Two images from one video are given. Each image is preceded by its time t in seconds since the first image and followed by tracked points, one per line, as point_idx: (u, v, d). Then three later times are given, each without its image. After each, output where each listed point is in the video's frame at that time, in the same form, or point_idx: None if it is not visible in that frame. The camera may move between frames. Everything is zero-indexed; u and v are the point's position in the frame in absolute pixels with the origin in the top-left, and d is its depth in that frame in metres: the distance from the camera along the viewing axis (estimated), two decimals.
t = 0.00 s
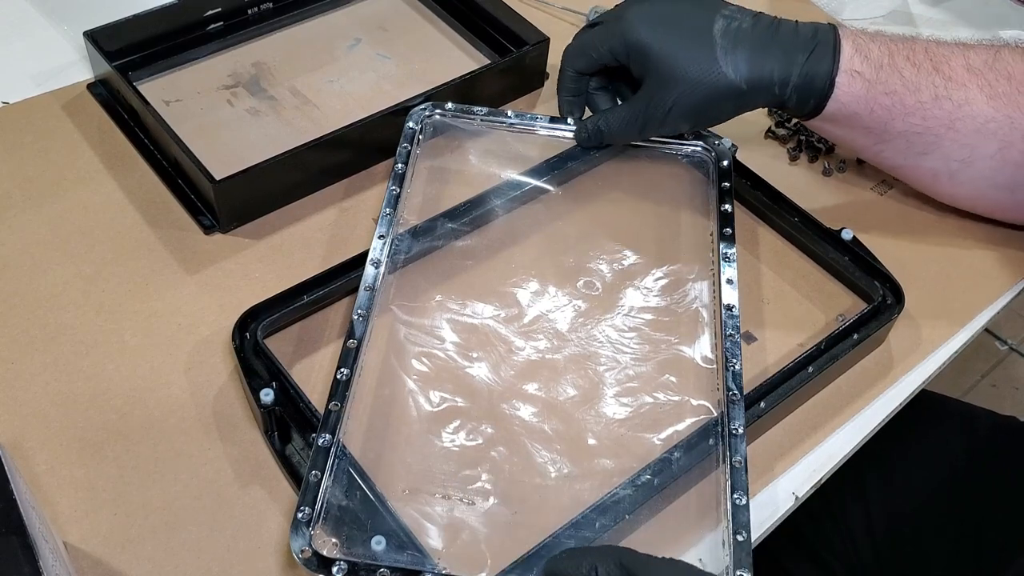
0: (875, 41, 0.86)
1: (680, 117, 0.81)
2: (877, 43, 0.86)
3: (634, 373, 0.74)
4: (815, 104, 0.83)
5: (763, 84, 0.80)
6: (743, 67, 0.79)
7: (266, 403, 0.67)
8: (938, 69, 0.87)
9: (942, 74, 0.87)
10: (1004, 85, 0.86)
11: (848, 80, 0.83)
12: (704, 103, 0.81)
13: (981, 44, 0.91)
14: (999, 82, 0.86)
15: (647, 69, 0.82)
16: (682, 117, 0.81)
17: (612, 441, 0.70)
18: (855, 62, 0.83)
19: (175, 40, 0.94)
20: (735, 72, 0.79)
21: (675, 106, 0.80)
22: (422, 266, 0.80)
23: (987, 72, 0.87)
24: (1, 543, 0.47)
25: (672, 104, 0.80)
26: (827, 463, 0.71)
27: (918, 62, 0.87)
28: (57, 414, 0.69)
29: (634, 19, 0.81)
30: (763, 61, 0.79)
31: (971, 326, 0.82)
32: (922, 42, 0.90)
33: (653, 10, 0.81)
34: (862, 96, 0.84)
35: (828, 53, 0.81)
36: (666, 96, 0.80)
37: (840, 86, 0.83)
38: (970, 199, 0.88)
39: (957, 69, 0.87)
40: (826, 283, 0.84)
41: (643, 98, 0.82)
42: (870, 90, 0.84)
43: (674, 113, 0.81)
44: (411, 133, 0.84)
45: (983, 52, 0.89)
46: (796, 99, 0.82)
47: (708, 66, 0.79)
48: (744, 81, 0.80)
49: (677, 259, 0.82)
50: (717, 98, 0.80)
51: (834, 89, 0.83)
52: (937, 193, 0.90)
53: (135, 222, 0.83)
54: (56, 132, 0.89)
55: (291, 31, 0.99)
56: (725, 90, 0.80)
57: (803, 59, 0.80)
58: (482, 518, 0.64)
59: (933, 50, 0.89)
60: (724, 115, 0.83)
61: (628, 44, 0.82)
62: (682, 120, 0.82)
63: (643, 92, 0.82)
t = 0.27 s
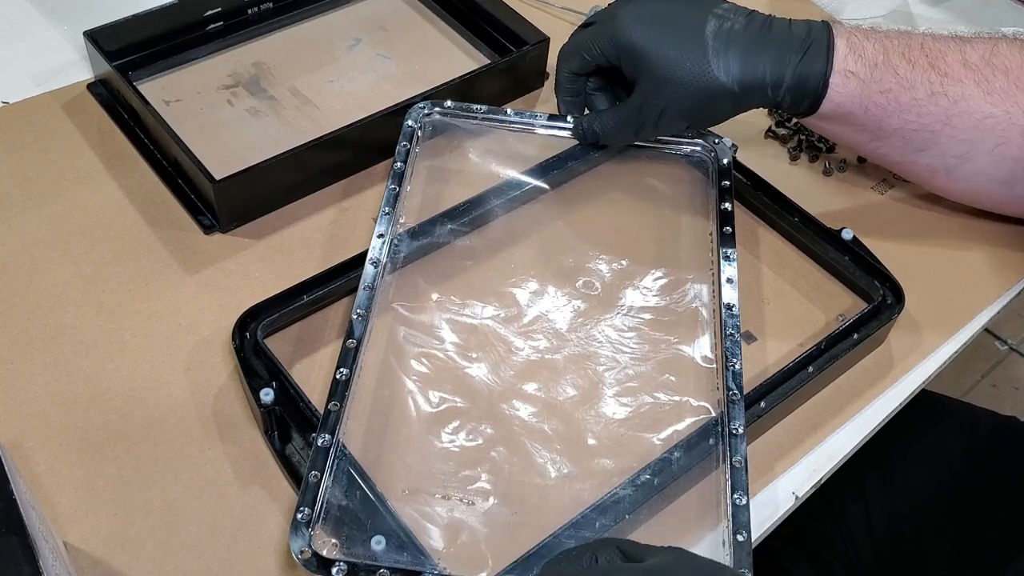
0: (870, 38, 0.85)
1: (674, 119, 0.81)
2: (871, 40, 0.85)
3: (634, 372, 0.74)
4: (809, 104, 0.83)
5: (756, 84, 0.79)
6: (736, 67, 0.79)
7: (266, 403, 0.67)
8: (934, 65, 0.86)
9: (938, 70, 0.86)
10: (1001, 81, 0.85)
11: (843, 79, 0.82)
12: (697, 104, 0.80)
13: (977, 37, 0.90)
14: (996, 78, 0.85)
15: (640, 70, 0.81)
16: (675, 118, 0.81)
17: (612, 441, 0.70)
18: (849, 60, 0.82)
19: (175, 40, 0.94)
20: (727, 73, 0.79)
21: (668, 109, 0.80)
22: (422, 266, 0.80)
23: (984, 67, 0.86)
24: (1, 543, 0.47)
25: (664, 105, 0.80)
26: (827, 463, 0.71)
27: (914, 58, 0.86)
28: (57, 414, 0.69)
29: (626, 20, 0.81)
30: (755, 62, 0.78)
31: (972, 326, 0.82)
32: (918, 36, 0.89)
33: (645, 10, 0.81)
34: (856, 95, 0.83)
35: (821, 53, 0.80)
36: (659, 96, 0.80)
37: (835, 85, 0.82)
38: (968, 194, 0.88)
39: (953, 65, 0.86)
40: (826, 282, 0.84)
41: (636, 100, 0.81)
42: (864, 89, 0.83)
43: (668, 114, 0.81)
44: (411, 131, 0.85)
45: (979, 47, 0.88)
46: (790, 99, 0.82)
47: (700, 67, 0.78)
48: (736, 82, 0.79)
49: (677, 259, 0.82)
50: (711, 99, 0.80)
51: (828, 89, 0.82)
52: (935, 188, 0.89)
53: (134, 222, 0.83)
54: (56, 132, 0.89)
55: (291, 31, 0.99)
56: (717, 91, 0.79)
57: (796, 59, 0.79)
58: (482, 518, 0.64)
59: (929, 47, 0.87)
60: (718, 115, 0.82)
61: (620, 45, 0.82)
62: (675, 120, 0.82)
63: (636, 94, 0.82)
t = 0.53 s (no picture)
0: (875, 34, 0.86)
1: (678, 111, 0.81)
2: (876, 36, 0.86)
3: (634, 372, 0.74)
4: (813, 99, 0.83)
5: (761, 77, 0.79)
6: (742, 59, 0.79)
7: (266, 403, 0.67)
8: (939, 61, 0.86)
9: (943, 66, 0.86)
10: (1007, 77, 0.85)
11: (848, 73, 0.82)
12: (702, 96, 0.80)
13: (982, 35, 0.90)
14: (1002, 74, 0.85)
15: (644, 62, 0.82)
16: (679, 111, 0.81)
17: (612, 441, 0.70)
18: (854, 54, 0.83)
19: (175, 40, 0.94)
20: (733, 66, 0.79)
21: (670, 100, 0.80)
22: (422, 266, 0.80)
23: (989, 64, 0.86)
24: (1, 543, 0.47)
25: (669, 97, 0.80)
26: (827, 463, 0.71)
27: (919, 54, 0.86)
28: (57, 414, 0.69)
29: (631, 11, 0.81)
30: (761, 55, 0.79)
31: (972, 327, 0.82)
32: (924, 33, 0.89)
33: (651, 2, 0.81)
34: (861, 89, 0.83)
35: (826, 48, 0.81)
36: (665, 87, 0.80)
37: (840, 78, 0.82)
38: (972, 192, 0.88)
39: (958, 61, 0.86)
40: (826, 282, 0.84)
41: (639, 91, 0.81)
42: (869, 83, 0.83)
43: (671, 106, 0.81)
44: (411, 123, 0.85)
45: (984, 43, 0.88)
46: (794, 93, 0.82)
47: (705, 59, 0.79)
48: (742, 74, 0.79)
49: (676, 259, 0.82)
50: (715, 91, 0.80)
51: (833, 83, 0.82)
52: (939, 185, 0.89)
53: (134, 222, 0.83)
54: (56, 133, 0.89)
55: (291, 31, 0.99)
56: (721, 84, 0.79)
57: (801, 53, 0.80)
58: (482, 518, 0.64)
59: (934, 42, 0.88)
60: (722, 108, 0.82)
61: (625, 37, 0.82)
62: (678, 113, 0.82)
63: (639, 85, 0.82)
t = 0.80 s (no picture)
0: (890, 15, 0.86)
1: (688, 87, 0.79)
2: (892, 17, 0.86)
3: (634, 372, 0.74)
4: (826, 78, 0.82)
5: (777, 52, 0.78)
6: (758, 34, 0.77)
7: (266, 403, 0.67)
8: (954, 44, 0.86)
9: (958, 50, 0.86)
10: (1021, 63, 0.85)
11: (864, 50, 0.82)
12: (717, 71, 0.78)
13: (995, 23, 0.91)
14: (1016, 60, 0.86)
15: (655, 35, 0.79)
16: (689, 86, 0.79)
17: (611, 441, 0.70)
18: (870, 31, 0.82)
19: (175, 40, 0.94)
20: (749, 39, 0.77)
21: (683, 73, 0.78)
22: (422, 266, 0.80)
23: (1004, 49, 0.87)
24: (1, 543, 0.47)
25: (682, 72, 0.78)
26: (827, 463, 0.71)
27: (934, 36, 0.86)
28: (57, 414, 0.69)
29: None
30: (777, 30, 0.77)
31: (972, 326, 0.82)
32: (938, 18, 0.89)
33: None
34: (877, 67, 0.83)
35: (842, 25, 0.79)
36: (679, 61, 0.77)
37: (857, 54, 0.82)
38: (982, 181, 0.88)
39: (973, 45, 0.87)
40: (826, 283, 0.84)
41: (649, 64, 0.79)
42: (885, 62, 0.83)
43: (682, 81, 0.78)
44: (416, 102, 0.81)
45: (998, 30, 0.89)
46: (808, 71, 0.80)
47: (722, 32, 0.76)
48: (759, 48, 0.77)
49: (677, 259, 0.82)
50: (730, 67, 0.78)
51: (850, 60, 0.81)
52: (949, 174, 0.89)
53: (135, 222, 0.83)
54: (56, 132, 0.89)
55: (291, 31, 0.99)
56: (736, 58, 0.77)
57: (818, 29, 0.78)
58: (482, 518, 0.64)
59: (950, 26, 0.88)
60: (736, 84, 0.80)
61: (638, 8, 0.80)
62: (689, 88, 0.79)
63: (650, 57, 0.79)
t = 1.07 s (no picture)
0: (900, 4, 0.87)
1: (694, 71, 0.76)
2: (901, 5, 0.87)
3: (634, 372, 0.74)
4: (836, 64, 0.81)
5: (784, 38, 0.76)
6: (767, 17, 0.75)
7: (266, 402, 0.67)
8: (962, 34, 0.88)
9: (966, 40, 0.87)
10: None
11: (874, 34, 0.82)
12: (726, 53, 0.75)
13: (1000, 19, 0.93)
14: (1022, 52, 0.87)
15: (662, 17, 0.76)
16: (696, 71, 0.76)
17: (612, 441, 0.70)
18: (880, 15, 0.83)
19: (175, 40, 0.94)
20: (759, 19, 0.75)
21: (690, 54, 0.74)
22: (422, 265, 0.80)
23: (1011, 41, 0.88)
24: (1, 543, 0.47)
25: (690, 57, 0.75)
26: (827, 463, 0.71)
27: (943, 27, 0.88)
28: (57, 414, 0.69)
29: None
30: (787, 11, 0.75)
31: (972, 327, 0.82)
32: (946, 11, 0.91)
33: None
34: (888, 51, 0.83)
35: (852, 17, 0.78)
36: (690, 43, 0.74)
37: (868, 37, 0.82)
38: (987, 176, 0.88)
39: (981, 37, 0.88)
40: (826, 283, 0.84)
41: (656, 46, 0.76)
42: (895, 47, 0.83)
43: (690, 65, 0.75)
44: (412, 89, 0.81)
45: (1004, 24, 0.91)
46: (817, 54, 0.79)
47: (731, 12, 0.74)
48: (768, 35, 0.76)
49: (677, 259, 0.82)
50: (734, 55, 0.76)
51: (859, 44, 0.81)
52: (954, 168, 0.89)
53: (135, 222, 0.83)
54: (56, 132, 0.89)
55: (291, 31, 0.99)
56: (746, 39, 0.75)
57: (828, 11, 0.77)
58: (481, 518, 0.64)
59: (957, 18, 0.90)
60: (746, 68, 0.78)
61: None
62: (697, 72, 0.76)
63: (657, 40, 0.76)
